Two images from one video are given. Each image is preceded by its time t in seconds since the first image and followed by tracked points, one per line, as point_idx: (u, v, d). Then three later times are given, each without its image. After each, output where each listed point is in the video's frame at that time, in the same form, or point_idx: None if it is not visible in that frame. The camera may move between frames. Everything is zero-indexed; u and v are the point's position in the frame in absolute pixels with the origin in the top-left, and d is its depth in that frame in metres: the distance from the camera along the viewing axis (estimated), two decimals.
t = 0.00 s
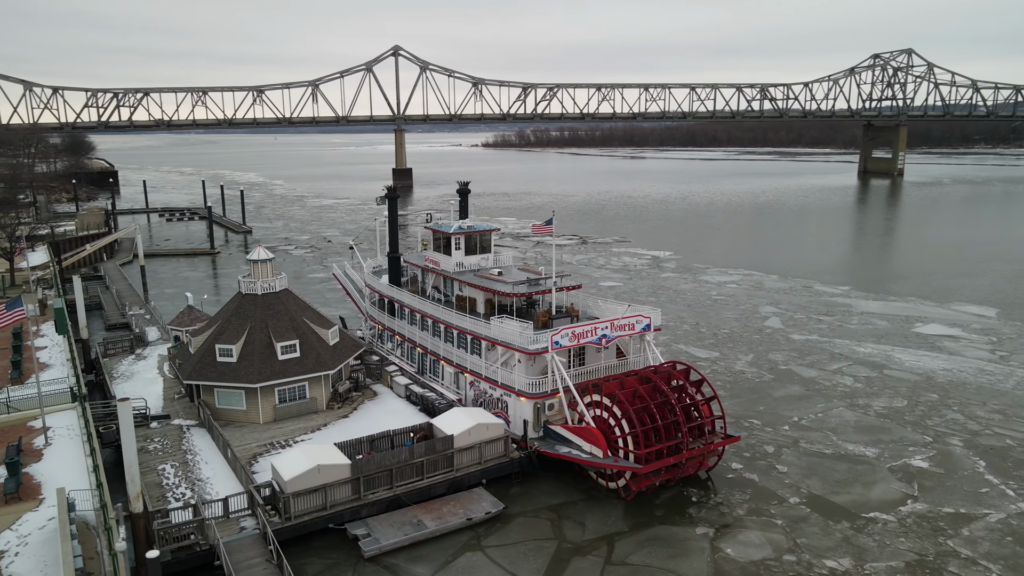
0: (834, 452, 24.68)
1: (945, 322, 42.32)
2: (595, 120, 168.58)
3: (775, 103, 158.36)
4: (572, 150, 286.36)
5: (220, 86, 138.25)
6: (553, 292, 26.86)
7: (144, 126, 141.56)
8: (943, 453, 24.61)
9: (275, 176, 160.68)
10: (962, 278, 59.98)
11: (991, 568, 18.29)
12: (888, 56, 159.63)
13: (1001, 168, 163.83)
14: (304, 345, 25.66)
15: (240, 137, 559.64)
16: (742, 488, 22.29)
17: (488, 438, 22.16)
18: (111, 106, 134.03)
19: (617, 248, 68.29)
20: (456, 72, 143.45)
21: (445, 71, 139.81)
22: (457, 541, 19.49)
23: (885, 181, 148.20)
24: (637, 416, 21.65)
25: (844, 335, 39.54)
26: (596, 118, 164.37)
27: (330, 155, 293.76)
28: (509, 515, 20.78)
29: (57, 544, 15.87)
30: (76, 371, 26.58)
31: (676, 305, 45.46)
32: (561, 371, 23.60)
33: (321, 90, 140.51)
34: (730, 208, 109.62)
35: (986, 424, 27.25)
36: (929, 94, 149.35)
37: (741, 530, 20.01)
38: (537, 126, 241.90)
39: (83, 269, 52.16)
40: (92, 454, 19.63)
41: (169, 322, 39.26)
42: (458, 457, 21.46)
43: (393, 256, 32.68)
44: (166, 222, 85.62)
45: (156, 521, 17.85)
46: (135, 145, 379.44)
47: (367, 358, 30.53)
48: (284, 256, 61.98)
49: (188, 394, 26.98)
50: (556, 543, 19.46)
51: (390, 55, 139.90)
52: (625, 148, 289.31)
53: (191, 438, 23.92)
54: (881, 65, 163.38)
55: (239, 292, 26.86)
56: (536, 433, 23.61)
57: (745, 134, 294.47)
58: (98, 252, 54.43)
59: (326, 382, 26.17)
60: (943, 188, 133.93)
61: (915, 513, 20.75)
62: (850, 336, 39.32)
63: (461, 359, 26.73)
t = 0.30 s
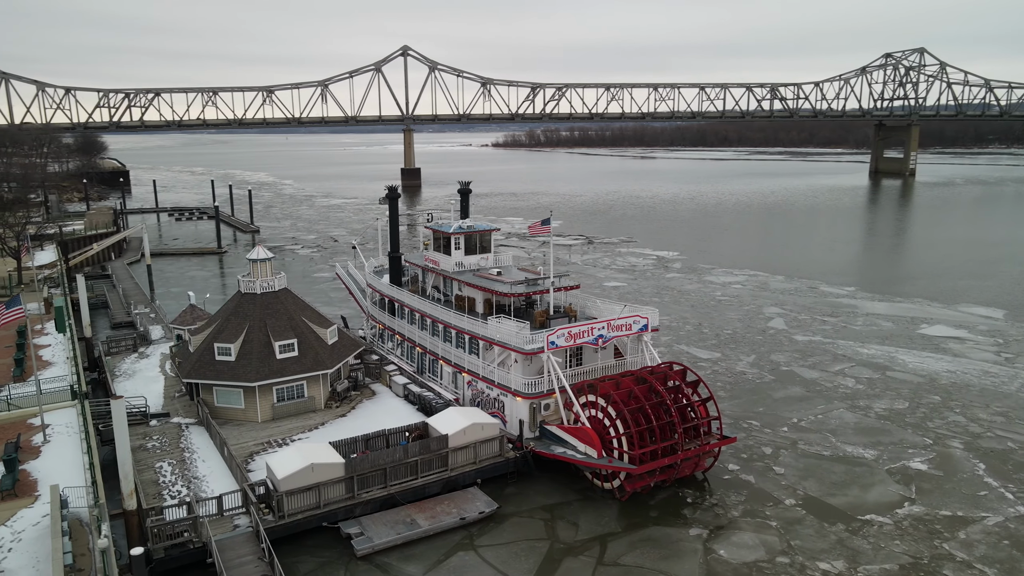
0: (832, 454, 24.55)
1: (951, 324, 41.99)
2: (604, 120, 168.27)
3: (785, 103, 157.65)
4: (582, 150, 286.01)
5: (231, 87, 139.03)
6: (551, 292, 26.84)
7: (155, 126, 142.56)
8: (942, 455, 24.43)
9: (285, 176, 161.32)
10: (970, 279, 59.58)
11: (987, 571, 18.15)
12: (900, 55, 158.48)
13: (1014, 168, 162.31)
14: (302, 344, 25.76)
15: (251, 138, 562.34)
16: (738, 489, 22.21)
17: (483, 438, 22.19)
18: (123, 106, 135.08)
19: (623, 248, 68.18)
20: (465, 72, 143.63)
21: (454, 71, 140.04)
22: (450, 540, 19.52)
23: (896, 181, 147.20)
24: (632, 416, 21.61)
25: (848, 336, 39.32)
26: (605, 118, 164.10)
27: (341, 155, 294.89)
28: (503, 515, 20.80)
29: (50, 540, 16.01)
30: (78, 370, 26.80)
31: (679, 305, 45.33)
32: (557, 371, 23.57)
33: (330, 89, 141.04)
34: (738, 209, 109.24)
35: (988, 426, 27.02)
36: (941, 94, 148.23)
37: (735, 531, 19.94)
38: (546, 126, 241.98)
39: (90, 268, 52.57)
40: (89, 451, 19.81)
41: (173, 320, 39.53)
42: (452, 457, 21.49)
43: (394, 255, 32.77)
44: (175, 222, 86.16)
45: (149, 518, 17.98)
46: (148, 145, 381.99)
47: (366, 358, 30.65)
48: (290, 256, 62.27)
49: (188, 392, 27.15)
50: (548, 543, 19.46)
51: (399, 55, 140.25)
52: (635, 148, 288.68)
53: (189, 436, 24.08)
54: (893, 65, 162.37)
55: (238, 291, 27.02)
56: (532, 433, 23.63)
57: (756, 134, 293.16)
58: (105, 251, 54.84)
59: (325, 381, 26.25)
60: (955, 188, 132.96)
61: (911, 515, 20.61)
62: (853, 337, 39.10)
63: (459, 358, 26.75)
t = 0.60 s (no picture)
0: (832, 456, 24.37)
1: (959, 326, 41.61)
2: (615, 120, 167.77)
3: (798, 103, 156.84)
4: (593, 150, 285.45)
5: (242, 87, 139.84)
6: (551, 293, 26.86)
7: (168, 126, 143.63)
8: (944, 459, 24.21)
9: (295, 176, 162.05)
10: (981, 280, 59.22)
11: None
12: (914, 54, 157.18)
13: None
14: (302, 343, 25.90)
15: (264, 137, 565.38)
16: (735, 491, 22.11)
17: (480, 438, 22.21)
18: (136, 106, 136.15)
19: (630, 248, 68.00)
20: (475, 72, 143.78)
21: (464, 71, 140.20)
22: (445, 540, 19.57)
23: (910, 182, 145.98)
24: (628, 417, 21.56)
25: (853, 338, 39.05)
26: (616, 118, 163.65)
27: (352, 155, 295.83)
28: (498, 515, 20.81)
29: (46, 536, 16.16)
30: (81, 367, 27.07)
31: (684, 306, 45.16)
32: (555, 371, 23.55)
33: (341, 89, 141.58)
34: (748, 209, 108.70)
35: (992, 429, 26.72)
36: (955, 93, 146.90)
37: (731, 533, 19.86)
38: (557, 126, 241.74)
39: (99, 266, 52.98)
40: (88, 448, 20.00)
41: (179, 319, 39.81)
42: (449, 457, 21.52)
43: (396, 255, 32.88)
44: (185, 221, 86.71)
45: (145, 515, 18.13)
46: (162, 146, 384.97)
47: (368, 357, 30.78)
48: (297, 256, 62.52)
49: (189, 390, 27.34)
50: (542, 544, 19.47)
51: (410, 55, 140.57)
52: (647, 148, 287.82)
53: (189, 434, 24.25)
54: (907, 64, 161.10)
55: (239, 290, 27.21)
56: (530, 433, 23.63)
57: (768, 134, 291.63)
58: (114, 250, 55.25)
59: (325, 380, 26.34)
60: (969, 188, 131.75)
61: (909, 519, 20.46)
62: (859, 339, 38.83)
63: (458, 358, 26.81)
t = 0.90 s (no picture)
0: (832, 459, 24.21)
1: (967, 328, 41.20)
2: (626, 120, 167.29)
3: (810, 102, 155.94)
4: (605, 150, 284.91)
5: (255, 88, 140.69)
6: (551, 293, 26.83)
7: (181, 127, 144.74)
8: (946, 462, 23.99)
9: (307, 175, 162.76)
10: (992, 282, 58.84)
11: None
12: (929, 53, 155.77)
13: None
14: (302, 343, 26.01)
15: (277, 137, 568.23)
16: (733, 493, 22.02)
17: (477, 438, 22.24)
18: (150, 106, 137.24)
19: (638, 249, 67.83)
20: (486, 72, 143.87)
21: (475, 71, 140.33)
22: (439, 539, 19.62)
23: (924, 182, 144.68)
24: (625, 418, 21.51)
25: (860, 340, 38.74)
26: (627, 118, 163.20)
27: (365, 155, 296.85)
28: (494, 515, 20.82)
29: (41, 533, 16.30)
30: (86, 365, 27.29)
31: (689, 307, 45.01)
32: (553, 372, 23.52)
33: (352, 90, 142.11)
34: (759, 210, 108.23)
35: (996, 433, 26.45)
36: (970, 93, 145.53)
37: (726, 535, 19.78)
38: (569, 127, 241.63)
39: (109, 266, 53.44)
40: (87, 446, 20.16)
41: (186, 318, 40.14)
42: (445, 456, 21.56)
43: (400, 255, 33.00)
44: (197, 221, 87.29)
45: (141, 513, 18.26)
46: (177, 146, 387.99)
47: (369, 356, 30.93)
48: (306, 256, 62.80)
49: (192, 389, 27.55)
50: (537, 544, 19.47)
51: (421, 55, 140.86)
52: (659, 148, 286.98)
53: (190, 432, 24.44)
54: (921, 63, 159.70)
55: (242, 289, 27.37)
56: (528, 433, 23.62)
57: (782, 134, 289.75)
58: (124, 250, 55.75)
59: (325, 380, 26.45)
60: (984, 188, 130.45)
61: (908, 522, 20.27)
62: (865, 340, 38.53)
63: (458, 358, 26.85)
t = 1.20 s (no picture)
0: (833, 461, 24.03)
1: (977, 330, 40.79)
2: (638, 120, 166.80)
3: (824, 102, 154.99)
4: (618, 150, 284.38)
5: (267, 88, 141.51)
6: (551, 294, 26.83)
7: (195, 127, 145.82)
8: (948, 466, 23.76)
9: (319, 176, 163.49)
10: (1004, 283, 58.47)
11: None
12: (944, 52, 154.26)
13: None
14: (303, 342, 26.14)
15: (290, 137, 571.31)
16: (731, 495, 21.91)
17: (475, 438, 22.26)
18: (164, 107, 138.45)
19: (646, 249, 67.63)
20: (497, 72, 143.94)
21: (486, 71, 140.45)
22: (435, 539, 19.64)
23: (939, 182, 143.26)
24: (622, 419, 21.46)
25: (866, 342, 38.44)
26: (639, 118, 162.70)
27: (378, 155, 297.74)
28: (490, 515, 20.86)
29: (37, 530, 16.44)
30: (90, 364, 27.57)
31: (695, 307, 44.85)
32: (551, 373, 23.51)
33: (364, 90, 142.63)
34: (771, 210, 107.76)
35: (1001, 437, 26.15)
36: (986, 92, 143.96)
37: (722, 538, 19.69)
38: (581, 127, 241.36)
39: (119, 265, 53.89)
40: (87, 443, 20.36)
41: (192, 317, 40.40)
42: (442, 457, 21.60)
43: (403, 255, 33.08)
44: (208, 221, 87.87)
45: (138, 511, 18.39)
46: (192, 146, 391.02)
47: (371, 357, 31.05)
48: (314, 255, 63.07)
49: (194, 388, 27.74)
50: (532, 545, 19.46)
51: (432, 55, 141.13)
52: (671, 148, 286.03)
53: (191, 431, 24.61)
54: (937, 62, 158.20)
55: (244, 289, 27.58)
56: (526, 434, 23.63)
57: (796, 134, 287.91)
58: (134, 249, 56.19)
59: (326, 379, 26.57)
60: (1000, 189, 129.09)
61: (907, 526, 20.10)
62: (871, 342, 38.23)
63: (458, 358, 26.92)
